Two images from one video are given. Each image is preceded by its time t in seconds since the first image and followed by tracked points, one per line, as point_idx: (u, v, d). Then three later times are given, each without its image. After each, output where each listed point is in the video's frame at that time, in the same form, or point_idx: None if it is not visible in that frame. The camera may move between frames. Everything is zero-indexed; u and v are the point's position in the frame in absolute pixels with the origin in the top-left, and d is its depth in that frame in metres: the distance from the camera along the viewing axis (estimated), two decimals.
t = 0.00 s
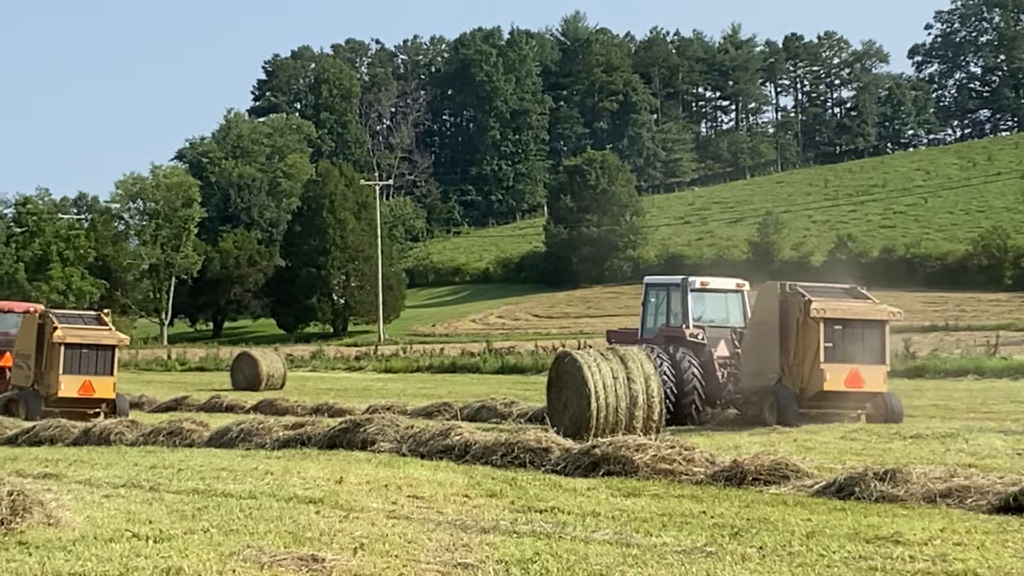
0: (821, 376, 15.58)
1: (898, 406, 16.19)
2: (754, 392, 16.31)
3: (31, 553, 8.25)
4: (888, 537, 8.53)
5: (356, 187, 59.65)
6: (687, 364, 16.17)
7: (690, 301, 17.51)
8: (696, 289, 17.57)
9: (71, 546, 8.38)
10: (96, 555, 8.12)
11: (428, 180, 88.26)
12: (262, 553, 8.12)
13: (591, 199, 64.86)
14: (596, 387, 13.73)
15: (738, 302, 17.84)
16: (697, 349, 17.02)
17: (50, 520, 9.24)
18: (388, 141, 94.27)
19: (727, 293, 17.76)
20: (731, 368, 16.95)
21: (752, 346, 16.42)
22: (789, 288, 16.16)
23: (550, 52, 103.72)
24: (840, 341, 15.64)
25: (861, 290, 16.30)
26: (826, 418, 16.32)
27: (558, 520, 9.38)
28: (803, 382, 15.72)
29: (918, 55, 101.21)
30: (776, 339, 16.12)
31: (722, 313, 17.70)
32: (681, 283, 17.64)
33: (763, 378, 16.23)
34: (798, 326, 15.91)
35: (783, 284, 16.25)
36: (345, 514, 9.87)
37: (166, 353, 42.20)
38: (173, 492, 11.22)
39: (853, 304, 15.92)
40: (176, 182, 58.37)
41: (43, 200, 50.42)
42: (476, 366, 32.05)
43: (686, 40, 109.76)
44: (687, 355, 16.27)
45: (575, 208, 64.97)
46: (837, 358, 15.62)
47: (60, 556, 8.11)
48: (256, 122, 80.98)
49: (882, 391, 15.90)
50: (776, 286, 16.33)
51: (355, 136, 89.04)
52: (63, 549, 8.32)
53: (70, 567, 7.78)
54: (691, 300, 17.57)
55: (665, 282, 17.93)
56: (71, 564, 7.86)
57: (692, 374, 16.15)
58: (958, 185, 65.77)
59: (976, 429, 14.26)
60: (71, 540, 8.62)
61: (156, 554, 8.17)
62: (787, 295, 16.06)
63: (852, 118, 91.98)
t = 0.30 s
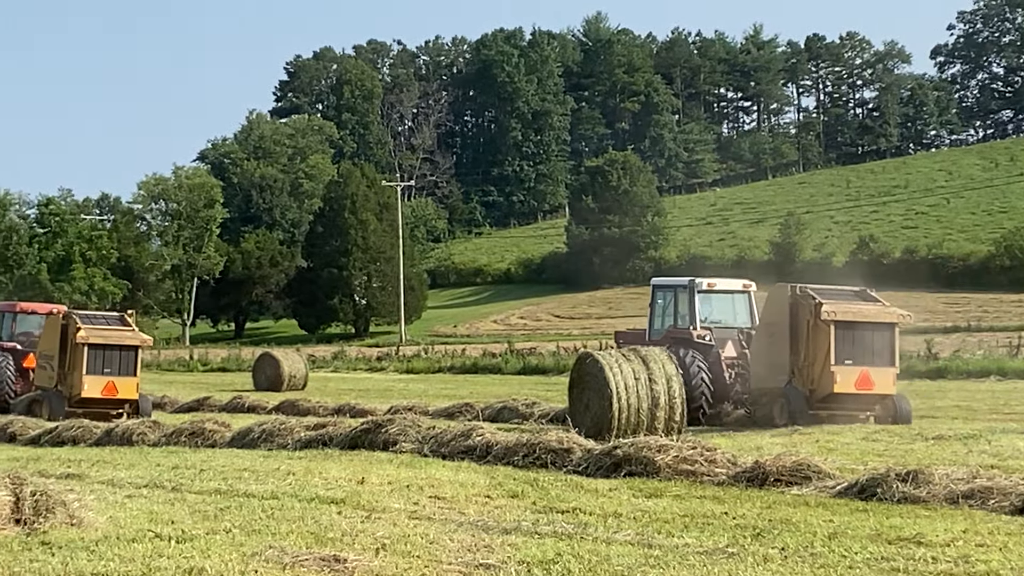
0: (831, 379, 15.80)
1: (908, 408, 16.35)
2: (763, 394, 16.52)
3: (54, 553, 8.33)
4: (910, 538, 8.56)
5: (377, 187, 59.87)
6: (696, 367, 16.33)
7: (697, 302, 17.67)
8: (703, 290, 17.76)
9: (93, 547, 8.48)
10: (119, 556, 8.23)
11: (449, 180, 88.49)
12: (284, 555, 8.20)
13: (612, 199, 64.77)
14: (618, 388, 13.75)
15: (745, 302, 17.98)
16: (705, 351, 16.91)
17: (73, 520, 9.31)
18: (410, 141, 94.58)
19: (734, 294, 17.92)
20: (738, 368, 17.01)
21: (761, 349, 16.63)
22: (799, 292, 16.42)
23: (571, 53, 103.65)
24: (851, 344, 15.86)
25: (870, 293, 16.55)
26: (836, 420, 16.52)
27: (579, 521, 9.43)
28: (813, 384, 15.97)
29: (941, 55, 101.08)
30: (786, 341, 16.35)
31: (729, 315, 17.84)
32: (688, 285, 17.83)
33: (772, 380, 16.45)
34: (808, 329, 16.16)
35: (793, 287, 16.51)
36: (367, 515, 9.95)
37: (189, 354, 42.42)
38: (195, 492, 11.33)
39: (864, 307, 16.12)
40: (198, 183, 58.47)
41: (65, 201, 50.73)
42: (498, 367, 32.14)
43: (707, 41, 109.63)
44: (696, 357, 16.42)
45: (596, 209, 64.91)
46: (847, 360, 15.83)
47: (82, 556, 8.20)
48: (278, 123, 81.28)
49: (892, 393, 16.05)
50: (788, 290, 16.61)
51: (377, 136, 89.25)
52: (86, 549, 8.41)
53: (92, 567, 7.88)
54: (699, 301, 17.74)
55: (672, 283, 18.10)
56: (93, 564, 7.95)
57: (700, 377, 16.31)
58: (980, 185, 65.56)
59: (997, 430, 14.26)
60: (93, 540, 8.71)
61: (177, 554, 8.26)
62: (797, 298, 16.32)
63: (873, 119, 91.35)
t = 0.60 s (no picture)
0: (843, 381, 15.93)
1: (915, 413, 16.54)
2: (774, 394, 16.53)
3: (75, 553, 8.42)
4: (931, 539, 8.58)
5: (398, 188, 59.98)
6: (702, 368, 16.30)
7: (703, 303, 17.81)
8: (709, 291, 17.91)
9: (114, 547, 8.58)
10: (139, 556, 8.31)
11: (469, 181, 88.52)
12: (305, 555, 8.26)
13: (632, 200, 64.56)
14: (638, 388, 13.80)
15: (751, 303, 18.15)
16: (710, 350, 16.99)
17: (93, 520, 9.41)
18: (430, 143, 94.63)
19: (739, 295, 18.07)
20: (745, 368, 16.95)
21: (773, 348, 16.60)
22: (813, 293, 16.43)
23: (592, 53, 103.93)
24: (864, 348, 16.01)
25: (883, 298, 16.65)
26: (843, 421, 16.67)
27: (600, 522, 9.48)
28: (824, 386, 16.10)
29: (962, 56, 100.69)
30: (798, 343, 16.35)
31: (735, 315, 17.97)
32: (694, 286, 17.97)
33: (782, 381, 16.47)
34: (822, 330, 16.19)
35: (806, 288, 16.51)
36: (387, 515, 10.02)
37: (209, 355, 42.58)
38: (216, 493, 11.41)
39: (878, 312, 16.24)
40: (219, 183, 58.37)
41: (86, 202, 51.00)
42: (518, 368, 32.20)
43: (728, 43, 109.36)
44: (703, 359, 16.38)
45: (617, 210, 64.73)
46: (859, 364, 15.98)
47: (103, 556, 8.29)
48: (298, 124, 81.47)
49: (902, 398, 16.22)
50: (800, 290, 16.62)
51: (397, 137, 89.11)
52: (107, 549, 8.51)
53: (113, 567, 7.97)
54: (705, 302, 17.88)
55: (678, 285, 18.25)
56: (113, 564, 8.05)
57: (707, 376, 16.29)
58: (1002, 185, 65.28)
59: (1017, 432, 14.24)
60: (114, 541, 8.80)
61: (198, 554, 8.34)
62: (812, 300, 16.33)
63: (893, 119, 91.41)
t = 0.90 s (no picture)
0: (851, 384, 15.98)
1: (920, 416, 16.62)
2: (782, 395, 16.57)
3: (93, 554, 8.52)
4: (949, 541, 8.60)
5: (416, 190, 60.14)
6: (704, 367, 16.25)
7: (707, 304, 17.97)
8: (713, 292, 18.08)
9: (132, 548, 8.67)
10: (158, 557, 8.41)
11: (487, 183, 88.63)
12: (323, 557, 8.33)
13: (650, 201, 64.51)
14: (657, 390, 13.84)
15: (754, 305, 18.29)
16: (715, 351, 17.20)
17: (112, 521, 9.50)
18: (449, 144, 94.78)
19: (742, 296, 18.21)
20: (750, 368, 17.15)
21: (782, 349, 16.65)
22: (823, 295, 16.37)
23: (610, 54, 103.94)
24: (872, 350, 16.04)
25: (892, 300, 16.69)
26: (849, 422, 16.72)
27: (618, 523, 9.54)
28: (832, 388, 16.11)
29: (981, 57, 100.37)
30: (807, 344, 16.36)
31: (738, 316, 18.12)
32: (697, 288, 18.14)
33: (792, 382, 16.49)
34: (832, 332, 16.16)
35: (817, 290, 16.45)
36: (405, 517, 10.10)
37: (227, 356, 42.77)
38: (234, 495, 11.49)
39: (889, 315, 16.22)
40: (237, 185, 58.57)
41: (105, 203, 51.32)
42: (536, 369, 32.28)
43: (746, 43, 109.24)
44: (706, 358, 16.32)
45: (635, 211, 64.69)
46: (867, 366, 16.03)
47: (120, 558, 8.38)
48: (316, 126, 81.69)
49: (909, 401, 16.32)
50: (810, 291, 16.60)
51: (415, 138, 89.12)
52: (125, 551, 8.59)
53: (131, 569, 8.06)
54: (709, 304, 18.03)
55: (682, 287, 18.39)
56: (132, 565, 8.14)
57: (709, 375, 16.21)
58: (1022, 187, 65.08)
59: None
60: (131, 542, 8.89)
61: (215, 556, 8.42)
62: (821, 302, 16.27)
63: (912, 121, 91.42)
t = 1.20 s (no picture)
0: (853, 388, 16.02)
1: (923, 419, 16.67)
2: (782, 399, 16.62)
3: (111, 557, 8.61)
4: (965, 544, 8.63)
5: (431, 193, 60.25)
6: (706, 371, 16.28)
7: (709, 309, 18.06)
8: (715, 296, 18.17)
9: (149, 551, 8.75)
10: (175, 559, 8.49)
11: (503, 186, 88.69)
12: (339, 560, 8.39)
13: (666, 205, 64.42)
14: (672, 393, 13.89)
15: (756, 308, 18.37)
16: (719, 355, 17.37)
17: (129, 524, 9.59)
18: (464, 147, 94.76)
19: (744, 300, 18.29)
20: (752, 371, 17.22)
21: (783, 353, 16.67)
22: (825, 300, 16.40)
23: (625, 57, 104.07)
24: (873, 356, 16.10)
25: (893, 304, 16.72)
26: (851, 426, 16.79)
27: (634, 527, 9.60)
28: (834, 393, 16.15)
29: (997, 59, 100.04)
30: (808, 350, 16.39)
31: (740, 320, 18.19)
32: (699, 292, 18.23)
33: (792, 386, 16.54)
34: (833, 338, 16.20)
35: (819, 294, 16.48)
36: (422, 520, 10.17)
37: (243, 359, 42.93)
38: (251, 497, 11.58)
39: (891, 319, 16.27)
40: (253, 189, 58.74)
41: (121, 207, 51.54)
42: (551, 372, 32.32)
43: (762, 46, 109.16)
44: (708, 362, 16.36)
45: (650, 214, 64.61)
46: (869, 371, 16.07)
47: (137, 560, 8.46)
48: (332, 129, 81.89)
49: (911, 405, 16.36)
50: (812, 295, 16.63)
51: (431, 141, 89.26)
52: (142, 554, 8.68)
53: (148, 572, 8.14)
54: (711, 308, 18.12)
55: (684, 291, 18.46)
56: (149, 568, 8.22)
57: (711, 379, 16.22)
58: None
59: None
60: (148, 545, 8.97)
61: (232, 559, 8.51)
62: (823, 308, 16.31)
63: (928, 124, 91.77)
